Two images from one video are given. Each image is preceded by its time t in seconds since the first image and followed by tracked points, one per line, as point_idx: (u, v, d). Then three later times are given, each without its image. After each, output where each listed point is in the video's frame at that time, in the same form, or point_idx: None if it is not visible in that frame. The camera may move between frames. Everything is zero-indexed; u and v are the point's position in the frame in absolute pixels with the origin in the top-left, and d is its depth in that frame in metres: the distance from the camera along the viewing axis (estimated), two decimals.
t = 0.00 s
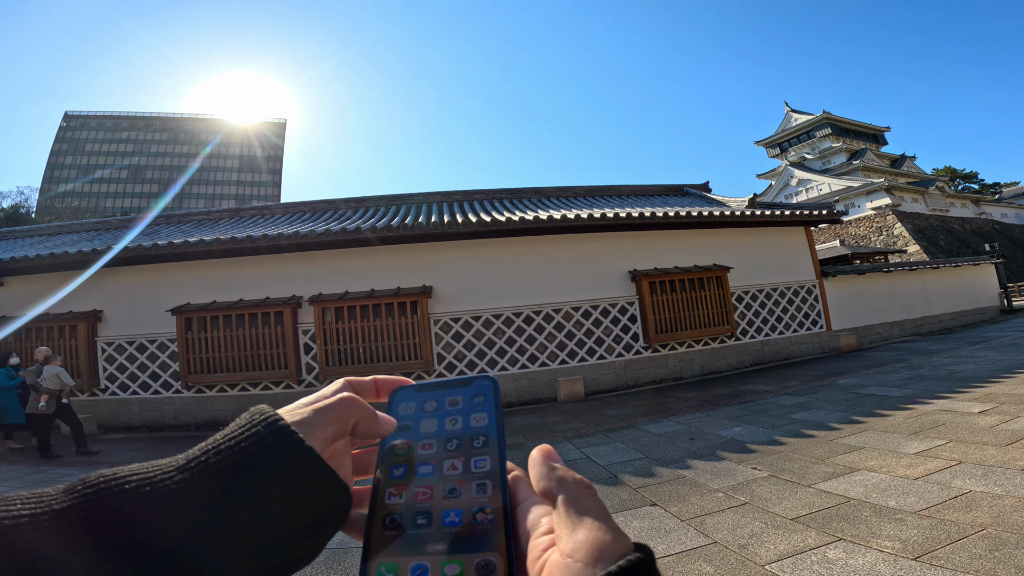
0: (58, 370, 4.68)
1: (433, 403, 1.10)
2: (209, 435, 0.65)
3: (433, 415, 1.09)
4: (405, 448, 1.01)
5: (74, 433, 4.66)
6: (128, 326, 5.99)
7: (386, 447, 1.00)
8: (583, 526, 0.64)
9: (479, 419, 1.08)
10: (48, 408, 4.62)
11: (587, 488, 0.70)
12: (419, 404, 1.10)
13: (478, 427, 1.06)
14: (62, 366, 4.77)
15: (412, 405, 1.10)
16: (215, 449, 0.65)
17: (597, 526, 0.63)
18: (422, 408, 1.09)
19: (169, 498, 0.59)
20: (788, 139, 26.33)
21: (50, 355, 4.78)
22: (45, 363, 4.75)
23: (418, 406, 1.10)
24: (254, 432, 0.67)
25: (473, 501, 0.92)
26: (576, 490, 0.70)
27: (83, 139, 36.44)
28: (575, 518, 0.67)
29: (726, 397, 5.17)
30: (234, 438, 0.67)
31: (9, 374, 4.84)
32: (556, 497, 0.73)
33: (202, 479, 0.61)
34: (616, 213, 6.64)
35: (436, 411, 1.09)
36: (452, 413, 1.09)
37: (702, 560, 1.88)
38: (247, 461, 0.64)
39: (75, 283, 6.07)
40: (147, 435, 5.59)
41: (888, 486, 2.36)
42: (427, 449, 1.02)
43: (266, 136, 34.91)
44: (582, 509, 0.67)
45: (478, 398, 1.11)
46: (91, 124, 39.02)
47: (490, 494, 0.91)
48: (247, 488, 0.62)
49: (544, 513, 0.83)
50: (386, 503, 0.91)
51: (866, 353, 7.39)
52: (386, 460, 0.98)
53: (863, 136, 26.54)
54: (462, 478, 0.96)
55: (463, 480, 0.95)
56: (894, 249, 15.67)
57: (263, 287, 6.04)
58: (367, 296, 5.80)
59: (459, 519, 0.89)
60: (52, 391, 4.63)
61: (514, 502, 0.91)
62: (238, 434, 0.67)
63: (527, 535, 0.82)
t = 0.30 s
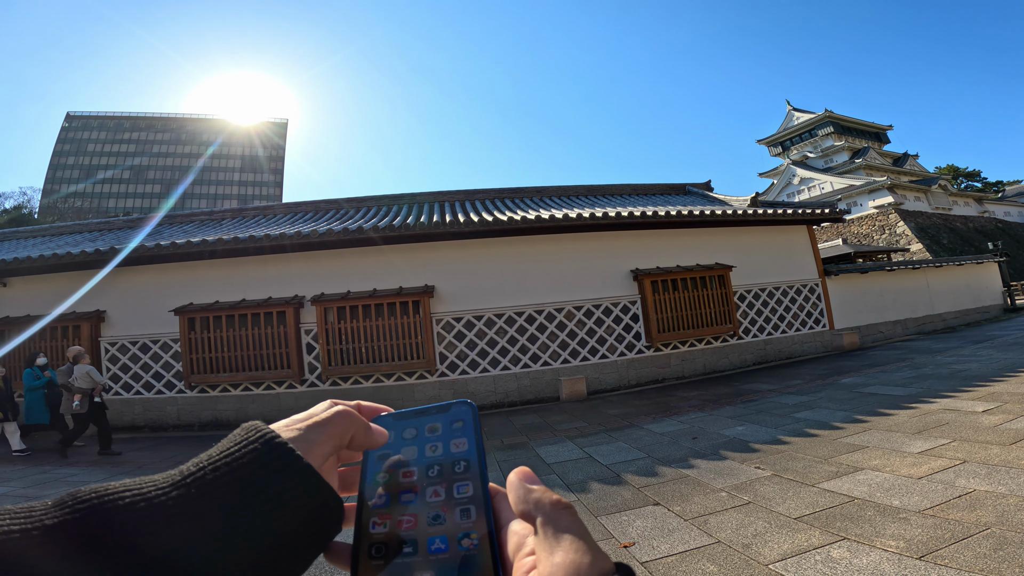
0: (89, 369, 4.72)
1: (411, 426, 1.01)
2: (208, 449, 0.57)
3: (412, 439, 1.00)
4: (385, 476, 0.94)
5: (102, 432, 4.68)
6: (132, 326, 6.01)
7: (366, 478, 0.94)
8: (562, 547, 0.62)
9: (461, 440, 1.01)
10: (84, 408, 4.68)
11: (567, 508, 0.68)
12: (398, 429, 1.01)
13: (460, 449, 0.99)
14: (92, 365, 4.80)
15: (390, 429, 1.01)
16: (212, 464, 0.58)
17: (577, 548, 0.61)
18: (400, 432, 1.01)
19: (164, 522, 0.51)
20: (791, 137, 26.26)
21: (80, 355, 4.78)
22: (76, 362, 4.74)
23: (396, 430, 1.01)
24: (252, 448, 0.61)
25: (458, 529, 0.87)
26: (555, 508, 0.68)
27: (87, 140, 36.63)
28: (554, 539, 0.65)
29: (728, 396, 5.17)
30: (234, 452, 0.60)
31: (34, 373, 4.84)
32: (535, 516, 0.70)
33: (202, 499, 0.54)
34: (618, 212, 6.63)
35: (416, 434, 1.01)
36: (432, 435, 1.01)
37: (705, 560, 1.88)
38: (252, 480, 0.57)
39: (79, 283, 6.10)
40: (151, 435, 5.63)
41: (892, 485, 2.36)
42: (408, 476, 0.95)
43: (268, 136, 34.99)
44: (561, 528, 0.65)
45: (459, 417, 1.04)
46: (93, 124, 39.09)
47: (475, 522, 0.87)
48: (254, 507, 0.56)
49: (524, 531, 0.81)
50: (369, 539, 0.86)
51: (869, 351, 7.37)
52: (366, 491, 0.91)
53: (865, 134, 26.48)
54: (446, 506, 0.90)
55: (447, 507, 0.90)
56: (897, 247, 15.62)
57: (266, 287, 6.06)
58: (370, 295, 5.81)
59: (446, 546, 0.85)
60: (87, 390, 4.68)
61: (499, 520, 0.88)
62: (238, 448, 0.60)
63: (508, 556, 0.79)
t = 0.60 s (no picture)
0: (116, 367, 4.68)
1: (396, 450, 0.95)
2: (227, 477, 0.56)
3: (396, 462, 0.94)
4: (372, 504, 0.88)
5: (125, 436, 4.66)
6: (136, 326, 6.04)
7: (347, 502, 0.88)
8: None
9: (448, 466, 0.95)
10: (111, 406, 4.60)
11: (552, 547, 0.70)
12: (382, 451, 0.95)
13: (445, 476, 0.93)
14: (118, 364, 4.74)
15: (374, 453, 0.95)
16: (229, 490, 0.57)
17: None
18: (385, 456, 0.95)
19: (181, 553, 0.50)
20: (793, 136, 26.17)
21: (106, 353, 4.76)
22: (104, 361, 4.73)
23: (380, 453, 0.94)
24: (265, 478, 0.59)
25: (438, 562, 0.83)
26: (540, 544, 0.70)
27: (90, 141, 36.83)
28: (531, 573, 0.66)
29: (732, 396, 5.16)
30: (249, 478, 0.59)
31: (58, 372, 4.89)
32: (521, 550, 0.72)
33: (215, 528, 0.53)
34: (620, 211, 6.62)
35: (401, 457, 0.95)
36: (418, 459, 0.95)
37: (711, 560, 1.89)
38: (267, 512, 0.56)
39: (82, 284, 6.13)
40: (155, 435, 5.65)
41: (898, 485, 2.35)
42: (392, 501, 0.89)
43: (270, 137, 35.07)
44: (541, 565, 0.67)
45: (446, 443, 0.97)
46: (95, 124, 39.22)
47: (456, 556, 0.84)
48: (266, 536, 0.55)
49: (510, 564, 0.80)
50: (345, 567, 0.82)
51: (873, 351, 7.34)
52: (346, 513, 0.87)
53: (868, 133, 26.39)
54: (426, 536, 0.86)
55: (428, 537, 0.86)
56: (900, 245, 15.54)
57: (269, 287, 6.08)
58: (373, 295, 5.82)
59: None
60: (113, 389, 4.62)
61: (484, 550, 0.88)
62: (254, 476, 0.58)
63: None
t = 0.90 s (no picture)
0: (145, 364, 4.81)
1: (404, 451, 0.94)
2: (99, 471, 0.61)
3: (404, 464, 0.94)
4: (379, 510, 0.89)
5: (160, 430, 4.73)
6: (139, 327, 6.07)
7: (355, 500, 0.88)
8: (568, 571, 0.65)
9: (456, 471, 0.94)
10: (143, 403, 4.73)
11: (577, 538, 0.71)
12: (391, 453, 0.94)
13: (455, 483, 0.92)
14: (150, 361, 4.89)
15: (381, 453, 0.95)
16: (109, 479, 0.62)
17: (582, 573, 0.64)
18: (393, 457, 0.94)
19: (76, 536, 0.57)
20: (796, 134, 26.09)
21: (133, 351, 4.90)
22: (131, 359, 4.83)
23: (388, 454, 0.95)
24: (142, 464, 0.63)
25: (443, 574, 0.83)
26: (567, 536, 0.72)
27: (92, 141, 36.91)
28: (561, 562, 0.67)
29: (735, 395, 5.15)
30: (126, 467, 0.63)
31: (86, 372, 4.97)
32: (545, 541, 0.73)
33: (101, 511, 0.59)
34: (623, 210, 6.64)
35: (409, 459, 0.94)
36: (426, 462, 0.95)
37: (716, 560, 1.89)
38: (151, 491, 0.61)
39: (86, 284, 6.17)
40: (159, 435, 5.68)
41: (904, 485, 2.35)
42: (398, 504, 0.90)
43: (272, 138, 35.14)
44: (568, 555, 0.68)
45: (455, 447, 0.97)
46: (97, 125, 39.27)
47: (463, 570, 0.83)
48: (158, 511, 0.61)
49: (523, 558, 0.83)
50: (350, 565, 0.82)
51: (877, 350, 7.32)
52: (353, 513, 0.87)
53: (871, 131, 26.29)
54: (433, 545, 0.86)
55: (434, 547, 0.85)
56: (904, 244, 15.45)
57: (272, 287, 6.10)
58: (376, 295, 5.84)
59: None
60: (145, 385, 4.75)
61: (494, 547, 0.88)
62: (128, 466, 0.63)
63: None
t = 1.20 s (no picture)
0: (173, 363, 4.77)
1: (398, 447, 1.00)
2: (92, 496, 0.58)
3: (398, 460, 0.98)
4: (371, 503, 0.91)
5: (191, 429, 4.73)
6: (143, 327, 6.11)
7: (348, 494, 0.91)
8: (558, 561, 0.67)
9: (448, 468, 0.97)
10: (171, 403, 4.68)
11: (564, 529, 0.73)
12: (387, 449, 0.99)
13: (447, 477, 0.95)
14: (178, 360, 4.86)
15: (374, 449, 1.00)
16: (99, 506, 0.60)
17: (572, 563, 0.66)
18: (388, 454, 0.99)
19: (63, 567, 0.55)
20: (799, 133, 26.01)
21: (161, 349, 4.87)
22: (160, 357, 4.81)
23: (383, 450, 1.00)
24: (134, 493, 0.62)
25: (433, 570, 0.81)
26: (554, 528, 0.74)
27: (96, 142, 37.17)
28: (550, 555, 0.70)
29: (738, 395, 5.14)
30: (118, 494, 0.61)
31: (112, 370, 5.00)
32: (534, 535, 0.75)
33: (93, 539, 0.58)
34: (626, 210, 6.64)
35: (402, 455, 0.99)
36: (419, 458, 0.99)
37: (719, 559, 1.89)
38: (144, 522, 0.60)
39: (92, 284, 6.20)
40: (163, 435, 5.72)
41: (908, 484, 2.34)
42: (390, 499, 0.92)
43: (274, 139, 35.25)
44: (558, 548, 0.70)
45: (449, 444, 1.01)
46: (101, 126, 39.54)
47: (453, 565, 0.81)
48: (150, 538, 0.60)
49: (513, 550, 0.82)
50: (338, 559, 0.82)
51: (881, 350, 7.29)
52: (347, 504, 0.90)
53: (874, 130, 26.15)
54: (423, 539, 0.86)
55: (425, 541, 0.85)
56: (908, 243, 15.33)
57: (276, 288, 6.13)
58: (378, 295, 5.86)
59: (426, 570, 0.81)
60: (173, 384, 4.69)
61: (485, 539, 0.89)
62: (122, 494, 0.61)
63: None
